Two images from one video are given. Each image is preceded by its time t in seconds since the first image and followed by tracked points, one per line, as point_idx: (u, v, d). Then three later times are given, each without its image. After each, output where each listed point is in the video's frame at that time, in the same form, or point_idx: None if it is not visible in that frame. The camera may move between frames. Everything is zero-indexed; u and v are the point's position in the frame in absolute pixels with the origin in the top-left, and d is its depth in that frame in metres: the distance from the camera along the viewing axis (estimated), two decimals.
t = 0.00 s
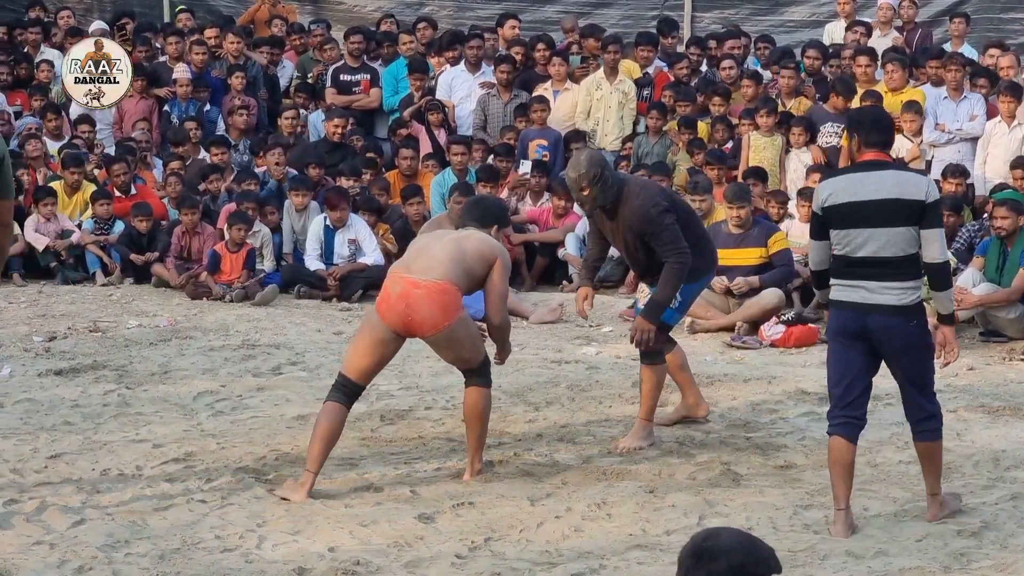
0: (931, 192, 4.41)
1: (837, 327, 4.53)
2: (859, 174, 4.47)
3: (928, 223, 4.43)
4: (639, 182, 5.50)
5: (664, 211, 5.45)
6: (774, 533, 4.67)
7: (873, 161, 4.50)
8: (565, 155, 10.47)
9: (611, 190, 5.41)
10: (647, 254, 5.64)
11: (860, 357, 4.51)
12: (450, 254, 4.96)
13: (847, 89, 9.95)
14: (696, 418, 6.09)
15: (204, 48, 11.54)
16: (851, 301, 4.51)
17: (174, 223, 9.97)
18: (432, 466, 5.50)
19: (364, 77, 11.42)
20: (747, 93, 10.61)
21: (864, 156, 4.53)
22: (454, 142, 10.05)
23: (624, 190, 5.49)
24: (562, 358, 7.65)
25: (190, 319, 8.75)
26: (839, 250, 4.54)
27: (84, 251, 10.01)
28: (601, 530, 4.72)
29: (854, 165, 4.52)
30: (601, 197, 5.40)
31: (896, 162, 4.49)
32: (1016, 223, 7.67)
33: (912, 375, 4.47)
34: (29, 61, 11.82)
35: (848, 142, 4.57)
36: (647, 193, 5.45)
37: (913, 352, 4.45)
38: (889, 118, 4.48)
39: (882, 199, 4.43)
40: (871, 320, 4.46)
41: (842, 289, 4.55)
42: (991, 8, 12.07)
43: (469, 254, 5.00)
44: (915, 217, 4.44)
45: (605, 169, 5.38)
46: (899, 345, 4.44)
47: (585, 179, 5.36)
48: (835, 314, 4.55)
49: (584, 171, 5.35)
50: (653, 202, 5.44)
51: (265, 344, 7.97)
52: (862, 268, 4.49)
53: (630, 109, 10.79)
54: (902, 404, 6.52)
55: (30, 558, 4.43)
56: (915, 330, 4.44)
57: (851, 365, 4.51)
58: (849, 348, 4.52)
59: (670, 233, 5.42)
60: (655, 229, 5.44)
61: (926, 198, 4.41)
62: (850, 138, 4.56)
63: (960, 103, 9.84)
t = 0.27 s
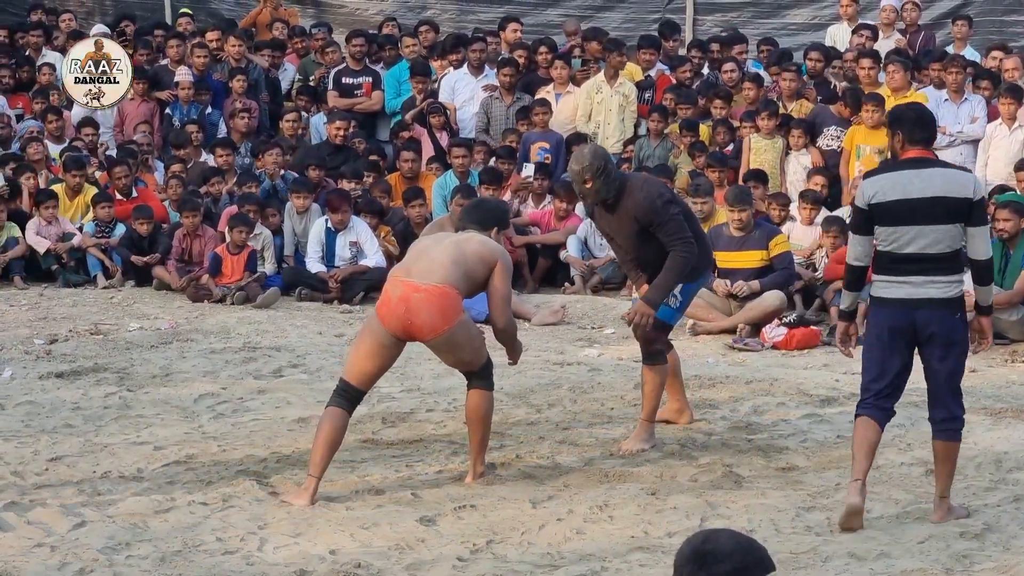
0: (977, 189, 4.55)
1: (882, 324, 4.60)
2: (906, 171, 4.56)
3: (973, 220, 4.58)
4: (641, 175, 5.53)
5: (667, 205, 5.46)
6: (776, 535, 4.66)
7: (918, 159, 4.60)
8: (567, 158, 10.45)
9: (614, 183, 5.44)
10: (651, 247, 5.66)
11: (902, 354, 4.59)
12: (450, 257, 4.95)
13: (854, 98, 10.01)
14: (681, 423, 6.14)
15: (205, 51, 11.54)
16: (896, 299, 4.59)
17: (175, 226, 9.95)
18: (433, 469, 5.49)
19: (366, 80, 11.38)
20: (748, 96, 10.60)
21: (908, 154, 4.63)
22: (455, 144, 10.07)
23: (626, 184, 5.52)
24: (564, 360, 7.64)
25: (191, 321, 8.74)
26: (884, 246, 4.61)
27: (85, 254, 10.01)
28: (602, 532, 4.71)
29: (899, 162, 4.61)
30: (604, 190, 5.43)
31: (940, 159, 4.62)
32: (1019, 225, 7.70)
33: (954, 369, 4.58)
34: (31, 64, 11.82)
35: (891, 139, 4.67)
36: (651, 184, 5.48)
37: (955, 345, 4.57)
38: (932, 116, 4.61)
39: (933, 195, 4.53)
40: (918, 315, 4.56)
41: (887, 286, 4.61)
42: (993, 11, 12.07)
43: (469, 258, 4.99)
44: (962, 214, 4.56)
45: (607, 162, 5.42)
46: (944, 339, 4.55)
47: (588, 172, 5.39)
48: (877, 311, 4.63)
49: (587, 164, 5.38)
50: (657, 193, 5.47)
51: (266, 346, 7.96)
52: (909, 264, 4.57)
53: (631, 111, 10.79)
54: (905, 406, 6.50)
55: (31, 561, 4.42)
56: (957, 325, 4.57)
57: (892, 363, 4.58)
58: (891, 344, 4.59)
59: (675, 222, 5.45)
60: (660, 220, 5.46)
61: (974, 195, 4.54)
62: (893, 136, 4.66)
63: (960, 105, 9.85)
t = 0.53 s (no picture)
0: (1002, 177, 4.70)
1: (904, 309, 4.76)
2: (937, 159, 4.67)
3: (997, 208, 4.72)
4: (638, 166, 5.58)
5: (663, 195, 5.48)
6: (778, 528, 4.64)
7: (947, 146, 4.72)
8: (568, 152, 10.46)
9: (612, 171, 5.49)
10: (649, 238, 5.68)
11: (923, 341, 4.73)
12: (449, 250, 4.94)
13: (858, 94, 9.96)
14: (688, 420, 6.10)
15: (206, 46, 11.53)
16: (915, 284, 4.73)
17: (176, 221, 9.93)
18: (434, 463, 5.48)
19: (366, 75, 11.33)
20: (749, 89, 10.58)
21: (936, 142, 4.74)
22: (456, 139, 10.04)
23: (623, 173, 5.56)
24: (565, 354, 7.63)
25: (192, 316, 8.73)
26: (913, 231, 4.72)
27: (86, 249, 10.00)
28: (604, 526, 4.70)
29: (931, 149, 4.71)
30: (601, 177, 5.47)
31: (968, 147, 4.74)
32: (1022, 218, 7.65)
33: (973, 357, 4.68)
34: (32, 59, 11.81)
35: (920, 126, 4.76)
36: (647, 173, 5.51)
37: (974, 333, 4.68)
38: (960, 106, 4.73)
39: (963, 182, 4.65)
40: (939, 301, 4.69)
41: (912, 272, 4.74)
42: (994, 4, 12.05)
43: (467, 251, 4.98)
44: (988, 201, 4.70)
45: (605, 150, 5.48)
46: (964, 326, 4.68)
47: (585, 158, 5.46)
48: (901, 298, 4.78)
49: (585, 150, 5.45)
50: (654, 182, 5.49)
51: (267, 341, 7.95)
52: (936, 250, 4.70)
53: (633, 105, 10.77)
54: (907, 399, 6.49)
55: (32, 555, 4.41)
56: (977, 313, 4.69)
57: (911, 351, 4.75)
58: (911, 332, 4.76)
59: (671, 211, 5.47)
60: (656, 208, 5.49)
61: (1000, 184, 4.68)
62: (921, 123, 4.76)
63: (961, 97, 9.84)
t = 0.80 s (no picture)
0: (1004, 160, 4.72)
1: (913, 290, 4.77)
2: (943, 146, 4.67)
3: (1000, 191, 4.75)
4: (621, 167, 5.56)
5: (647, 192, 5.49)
6: (780, 512, 4.64)
7: (951, 133, 4.72)
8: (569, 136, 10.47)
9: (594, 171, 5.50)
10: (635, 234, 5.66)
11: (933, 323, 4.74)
12: (450, 236, 4.92)
13: (857, 79, 9.90)
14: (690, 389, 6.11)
15: (206, 31, 11.49)
16: (925, 265, 4.74)
17: (177, 207, 9.92)
18: (435, 448, 5.47)
19: (368, 60, 11.32)
20: (750, 73, 10.55)
21: (939, 129, 4.74)
22: (456, 124, 10.03)
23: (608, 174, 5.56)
24: (567, 338, 7.62)
25: (193, 302, 8.73)
26: (920, 218, 4.73)
27: (87, 235, 9.99)
28: (606, 510, 4.70)
29: (936, 137, 4.71)
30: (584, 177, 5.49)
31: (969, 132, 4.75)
32: None
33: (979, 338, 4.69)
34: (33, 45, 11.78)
35: (923, 113, 4.75)
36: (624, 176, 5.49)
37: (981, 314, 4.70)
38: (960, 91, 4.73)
39: (968, 167, 4.67)
40: (950, 283, 4.69)
41: (920, 255, 4.75)
42: None
43: (468, 237, 4.96)
44: (993, 185, 4.73)
45: (587, 151, 5.48)
46: (973, 309, 4.69)
47: (568, 160, 5.47)
48: (912, 280, 4.79)
49: (566, 152, 5.46)
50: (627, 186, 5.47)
51: (269, 326, 7.95)
52: (944, 236, 4.72)
53: (634, 90, 10.74)
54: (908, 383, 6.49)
55: (34, 541, 4.41)
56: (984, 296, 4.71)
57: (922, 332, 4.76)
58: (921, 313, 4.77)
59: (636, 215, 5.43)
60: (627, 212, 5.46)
61: (1003, 168, 4.71)
62: (923, 110, 4.75)
63: (963, 80, 9.79)
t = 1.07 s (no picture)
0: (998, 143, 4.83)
1: (917, 278, 4.87)
2: (938, 132, 4.79)
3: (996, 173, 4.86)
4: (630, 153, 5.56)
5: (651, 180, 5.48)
6: (784, 503, 4.65)
7: (945, 118, 4.83)
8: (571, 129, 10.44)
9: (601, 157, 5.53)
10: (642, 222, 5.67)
11: (935, 306, 4.86)
12: (451, 231, 4.93)
13: (858, 70, 9.87)
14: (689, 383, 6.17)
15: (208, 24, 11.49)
16: (927, 252, 4.86)
17: (180, 201, 9.93)
18: (439, 441, 5.48)
19: (369, 53, 11.35)
20: (752, 65, 10.55)
21: (933, 114, 4.85)
22: (457, 117, 10.03)
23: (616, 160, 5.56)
24: (569, 331, 7.63)
25: (196, 295, 8.73)
26: (918, 203, 4.86)
27: (89, 229, 9.97)
28: (610, 502, 4.71)
29: (931, 123, 4.82)
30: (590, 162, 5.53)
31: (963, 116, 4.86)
32: None
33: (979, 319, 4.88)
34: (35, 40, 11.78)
35: (916, 100, 4.86)
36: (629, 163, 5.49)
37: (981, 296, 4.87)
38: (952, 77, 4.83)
39: (963, 152, 4.78)
40: (951, 268, 4.84)
41: (919, 240, 4.88)
42: None
43: (469, 231, 4.98)
44: (990, 167, 4.84)
45: (596, 136, 5.52)
46: (974, 292, 4.85)
47: (576, 145, 5.51)
48: (909, 265, 4.91)
49: (574, 137, 5.51)
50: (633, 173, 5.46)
51: (272, 320, 7.95)
52: (942, 220, 4.84)
53: (636, 83, 10.74)
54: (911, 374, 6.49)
55: (39, 535, 4.42)
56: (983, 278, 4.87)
57: (926, 315, 4.86)
58: (923, 297, 4.87)
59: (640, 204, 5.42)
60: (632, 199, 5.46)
61: (998, 151, 4.82)
62: (917, 97, 4.86)
63: (967, 72, 9.78)
